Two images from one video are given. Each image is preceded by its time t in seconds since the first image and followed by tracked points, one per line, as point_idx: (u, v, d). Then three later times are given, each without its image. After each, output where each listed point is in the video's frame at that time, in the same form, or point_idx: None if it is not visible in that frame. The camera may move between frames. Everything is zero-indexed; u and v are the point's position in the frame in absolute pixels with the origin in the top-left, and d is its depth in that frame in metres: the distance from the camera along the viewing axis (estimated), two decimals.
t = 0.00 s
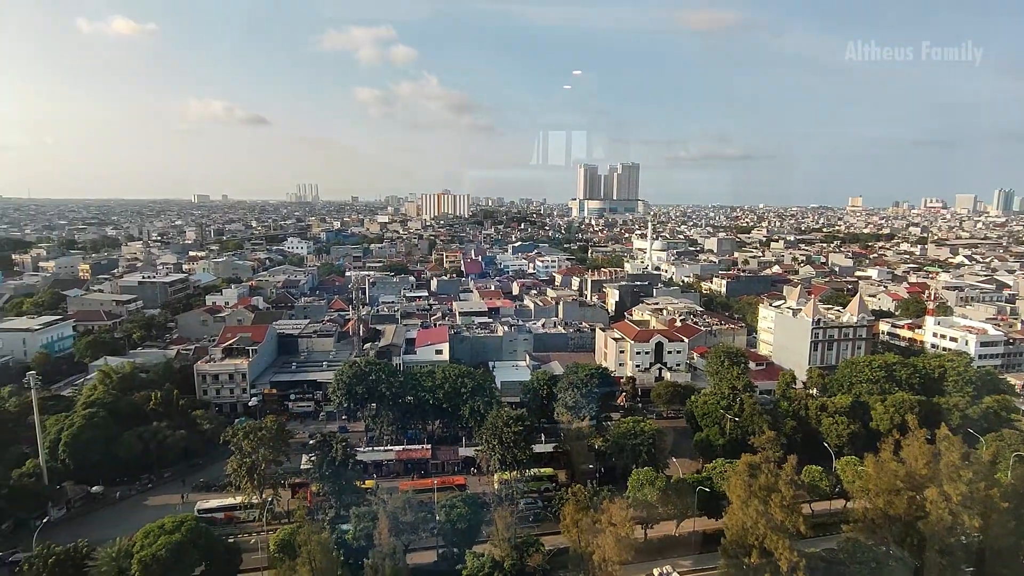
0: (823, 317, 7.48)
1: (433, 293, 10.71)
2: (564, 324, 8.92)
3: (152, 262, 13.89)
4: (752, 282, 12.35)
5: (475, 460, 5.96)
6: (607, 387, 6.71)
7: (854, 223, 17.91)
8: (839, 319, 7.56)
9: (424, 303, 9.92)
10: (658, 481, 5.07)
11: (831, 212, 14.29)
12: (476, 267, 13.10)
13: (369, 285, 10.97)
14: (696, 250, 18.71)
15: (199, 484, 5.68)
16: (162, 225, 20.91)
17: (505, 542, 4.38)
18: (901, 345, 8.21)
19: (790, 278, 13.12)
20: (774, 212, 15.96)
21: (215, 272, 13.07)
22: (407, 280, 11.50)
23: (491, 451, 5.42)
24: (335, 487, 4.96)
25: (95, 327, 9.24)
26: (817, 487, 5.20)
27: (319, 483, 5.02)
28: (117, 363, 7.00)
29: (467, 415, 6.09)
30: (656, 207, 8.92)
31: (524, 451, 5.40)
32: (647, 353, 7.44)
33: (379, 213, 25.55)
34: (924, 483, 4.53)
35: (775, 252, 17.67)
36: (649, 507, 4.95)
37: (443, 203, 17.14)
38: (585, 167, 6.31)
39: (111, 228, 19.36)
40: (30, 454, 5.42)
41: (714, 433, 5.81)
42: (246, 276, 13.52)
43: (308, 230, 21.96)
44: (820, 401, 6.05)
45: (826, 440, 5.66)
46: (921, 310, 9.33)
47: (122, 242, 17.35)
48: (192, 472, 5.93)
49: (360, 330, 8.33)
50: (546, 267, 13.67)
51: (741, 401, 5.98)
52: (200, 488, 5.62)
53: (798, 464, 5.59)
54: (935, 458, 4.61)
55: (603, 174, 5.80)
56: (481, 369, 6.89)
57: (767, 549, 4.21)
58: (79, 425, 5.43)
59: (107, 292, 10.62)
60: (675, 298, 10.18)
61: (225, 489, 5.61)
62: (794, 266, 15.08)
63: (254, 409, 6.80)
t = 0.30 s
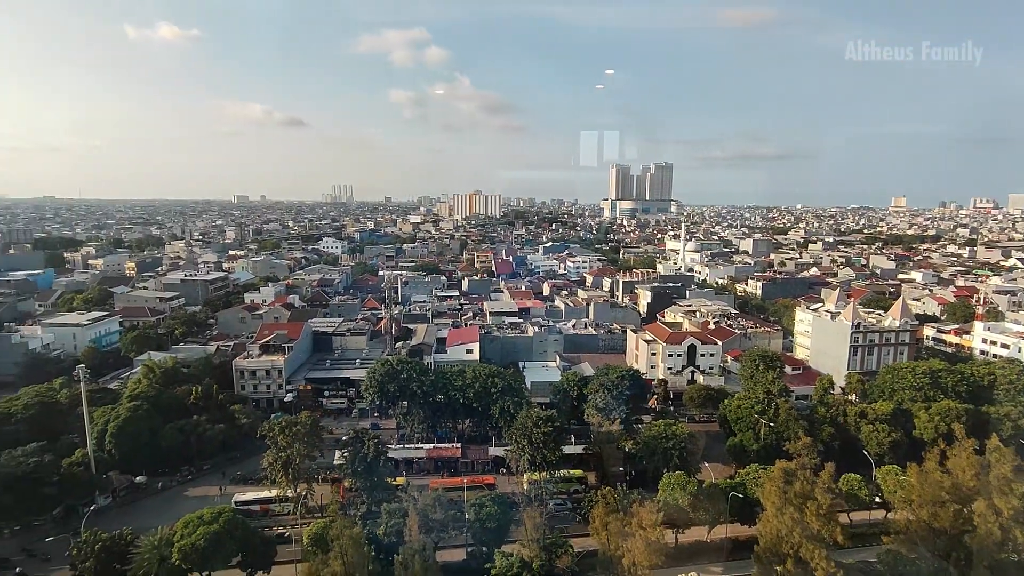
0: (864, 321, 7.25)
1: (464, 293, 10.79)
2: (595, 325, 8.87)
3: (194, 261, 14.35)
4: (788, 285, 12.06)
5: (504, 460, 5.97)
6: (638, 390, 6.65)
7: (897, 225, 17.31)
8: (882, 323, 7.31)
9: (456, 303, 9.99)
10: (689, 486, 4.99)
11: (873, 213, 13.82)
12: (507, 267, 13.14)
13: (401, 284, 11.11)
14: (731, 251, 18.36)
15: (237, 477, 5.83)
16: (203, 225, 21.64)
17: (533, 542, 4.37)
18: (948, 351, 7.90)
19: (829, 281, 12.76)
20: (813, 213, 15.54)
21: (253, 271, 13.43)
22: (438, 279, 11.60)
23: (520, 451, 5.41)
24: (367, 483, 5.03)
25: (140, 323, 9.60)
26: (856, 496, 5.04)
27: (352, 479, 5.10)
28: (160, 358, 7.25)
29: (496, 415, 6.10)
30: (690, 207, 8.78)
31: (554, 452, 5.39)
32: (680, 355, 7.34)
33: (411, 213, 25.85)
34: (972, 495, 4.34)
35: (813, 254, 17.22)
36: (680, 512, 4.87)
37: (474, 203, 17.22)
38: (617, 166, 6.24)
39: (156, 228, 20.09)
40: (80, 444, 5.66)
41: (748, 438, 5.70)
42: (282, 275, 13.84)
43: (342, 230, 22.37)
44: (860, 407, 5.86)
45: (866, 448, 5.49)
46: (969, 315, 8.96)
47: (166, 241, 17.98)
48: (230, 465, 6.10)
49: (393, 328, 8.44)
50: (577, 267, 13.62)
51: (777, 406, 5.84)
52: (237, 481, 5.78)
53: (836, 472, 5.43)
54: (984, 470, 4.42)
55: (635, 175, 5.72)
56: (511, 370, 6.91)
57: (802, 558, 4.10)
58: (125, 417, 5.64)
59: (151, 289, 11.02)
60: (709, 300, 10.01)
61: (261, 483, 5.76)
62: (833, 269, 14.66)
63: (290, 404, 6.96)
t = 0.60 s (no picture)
0: (903, 325, 7.03)
1: (492, 293, 10.83)
2: (623, 326, 8.80)
3: (230, 259, 14.73)
4: (823, 287, 11.77)
5: (530, 460, 5.98)
6: (667, 392, 6.57)
7: (939, 227, 16.73)
8: (922, 328, 7.08)
9: (483, 302, 10.04)
10: (719, 491, 4.90)
11: (913, 213, 13.37)
12: (535, 267, 13.14)
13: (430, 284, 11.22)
14: (763, 252, 18.01)
15: (269, 471, 5.96)
16: (239, 225, 22.20)
17: (560, 544, 4.36)
18: (993, 357, 7.60)
19: (865, 283, 12.41)
20: (849, 213, 15.13)
21: (286, 270, 13.72)
22: (466, 279, 11.66)
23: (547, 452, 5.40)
24: (395, 480, 5.08)
25: (178, 319, 9.90)
26: (892, 506, 4.89)
27: (380, 476, 5.16)
28: (197, 354, 7.47)
29: (523, 415, 6.10)
30: (721, 207, 8.64)
31: (581, 453, 5.37)
32: (710, 358, 7.23)
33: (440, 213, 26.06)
34: (1017, 508, 4.17)
35: (849, 256, 16.77)
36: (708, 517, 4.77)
37: (502, 203, 17.26)
38: (647, 166, 6.18)
39: (193, 227, 20.72)
40: (120, 436, 5.86)
41: (780, 443, 5.59)
42: (314, 273, 14.11)
43: (372, 230, 22.67)
44: (898, 414, 5.69)
45: (904, 456, 5.33)
46: (1016, 320, 8.60)
47: (203, 240, 18.51)
48: (262, 459, 6.24)
49: (421, 327, 8.52)
50: (606, 268, 13.54)
51: (810, 411, 5.71)
52: (269, 475, 5.91)
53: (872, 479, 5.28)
54: None
55: (665, 174, 5.66)
56: (539, 370, 6.91)
57: (836, 568, 4.00)
58: (163, 411, 5.83)
59: (189, 287, 11.36)
60: (740, 302, 9.82)
61: (293, 477, 5.88)
62: (870, 271, 14.25)
63: (320, 401, 7.09)
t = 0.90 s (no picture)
0: (940, 329, 6.82)
1: (517, 293, 10.86)
2: (649, 327, 8.73)
3: (260, 258, 15.05)
4: (855, 289, 11.50)
5: (554, 461, 5.97)
6: (693, 395, 6.49)
7: (979, 227, 16.18)
8: (960, 332, 6.86)
9: (508, 302, 10.06)
10: (746, 495, 4.83)
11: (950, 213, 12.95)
12: (560, 267, 13.13)
13: (455, 283, 11.31)
14: (793, 253, 17.67)
15: (297, 466, 6.07)
16: (269, 224, 22.67)
17: (582, 545, 4.35)
18: None
19: (900, 285, 12.08)
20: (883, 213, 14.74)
21: (314, 269, 13.96)
22: (491, 279, 11.71)
23: (571, 453, 5.40)
24: (419, 478, 5.11)
25: (210, 316, 10.16)
26: (927, 515, 4.75)
27: (404, 473, 5.20)
28: (228, 350, 7.64)
29: (547, 415, 6.09)
30: (750, 207, 8.50)
31: (605, 455, 5.34)
32: (737, 360, 7.13)
33: (466, 213, 26.22)
34: None
35: (882, 257, 16.34)
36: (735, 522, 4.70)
37: (527, 203, 17.27)
38: (673, 164, 6.10)
39: (226, 226, 21.23)
40: (154, 429, 6.03)
41: (809, 448, 5.48)
42: (341, 272, 14.32)
43: (398, 230, 22.92)
44: (933, 420, 5.53)
45: (940, 464, 5.18)
46: None
47: (235, 239, 18.97)
48: (290, 455, 6.36)
49: (446, 326, 8.59)
50: (631, 268, 13.45)
51: (840, 416, 5.59)
52: (297, 470, 6.01)
53: (905, 487, 5.14)
54: None
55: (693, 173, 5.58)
56: (563, 370, 6.89)
57: None
58: (195, 406, 5.98)
59: (220, 285, 11.63)
60: (769, 303, 9.66)
61: (319, 473, 5.98)
62: (904, 273, 13.86)
63: (347, 398, 7.19)
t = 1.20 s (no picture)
0: (974, 332, 6.63)
1: (538, 293, 10.85)
2: (671, 328, 8.65)
3: (285, 257, 15.30)
4: (884, 291, 11.24)
5: (574, 461, 5.95)
6: (717, 396, 6.40)
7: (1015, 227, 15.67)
8: (995, 335, 6.65)
9: (529, 302, 10.06)
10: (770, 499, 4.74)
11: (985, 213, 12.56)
12: (582, 267, 13.08)
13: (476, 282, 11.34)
14: (820, 253, 17.34)
15: (320, 462, 6.16)
16: (294, 223, 23.03)
17: (602, 546, 4.33)
18: None
19: (932, 286, 11.77)
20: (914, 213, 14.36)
21: (337, 267, 14.14)
22: (511, 278, 11.72)
23: (591, 454, 5.38)
24: (440, 476, 5.14)
25: (236, 313, 10.35)
26: (959, 524, 4.62)
27: (425, 470, 5.23)
28: (253, 347, 7.78)
29: (567, 415, 6.08)
30: (776, 206, 8.36)
31: (626, 455, 5.30)
32: (762, 362, 7.02)
33: (487, 213, 26.29)
34: None
35: (913, 258, 15.93)
36: (758, 526, 4.62)
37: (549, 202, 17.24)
38: (698, 163, 6.04)
39: (252, 225, 21.60)
40: (182, 423, 6.17)
41: (835, 453, 5.38)
42: (364, 271, 14.48)
43: (421, 229, 23.08)
44: (966, 426, 5.38)
45: (973, 472, 5.03)
46: None
47: (261, 238, 19.30)
48: (314, 450, 6.45)
49: (467, 325, 8.62)
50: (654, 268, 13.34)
51: (868, 420, 5.47)
52: (320, 466, 6.10)
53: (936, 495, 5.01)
54: None
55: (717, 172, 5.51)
56: (584, 370, 6.86)
57: None
58: (221, 401, 6.10)
59: (247, 283, 11.85)
60: (794, 304, 9.49)
61: (342, 469, 6.05)
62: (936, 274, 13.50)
63: (369, 396, 7.27)
